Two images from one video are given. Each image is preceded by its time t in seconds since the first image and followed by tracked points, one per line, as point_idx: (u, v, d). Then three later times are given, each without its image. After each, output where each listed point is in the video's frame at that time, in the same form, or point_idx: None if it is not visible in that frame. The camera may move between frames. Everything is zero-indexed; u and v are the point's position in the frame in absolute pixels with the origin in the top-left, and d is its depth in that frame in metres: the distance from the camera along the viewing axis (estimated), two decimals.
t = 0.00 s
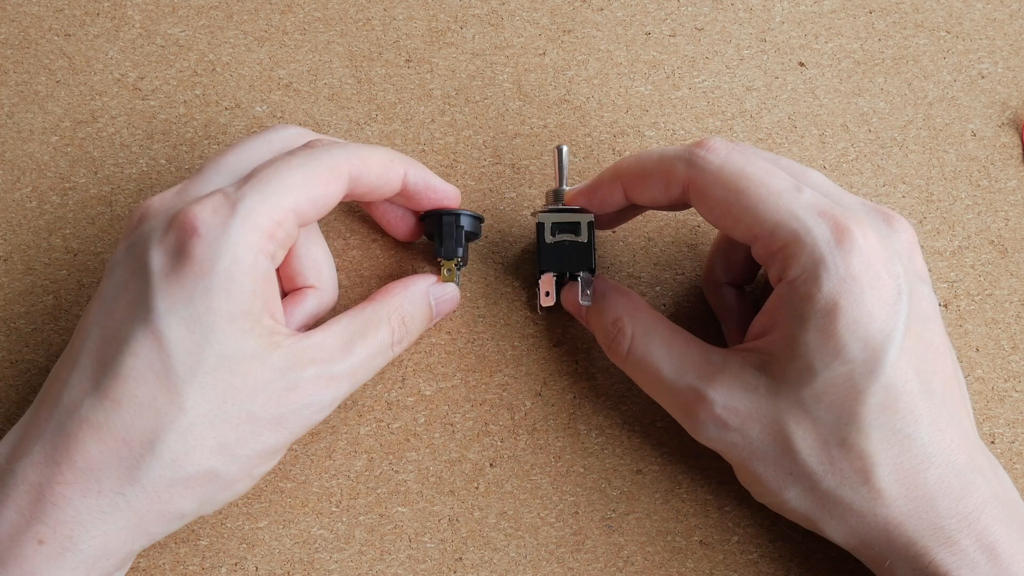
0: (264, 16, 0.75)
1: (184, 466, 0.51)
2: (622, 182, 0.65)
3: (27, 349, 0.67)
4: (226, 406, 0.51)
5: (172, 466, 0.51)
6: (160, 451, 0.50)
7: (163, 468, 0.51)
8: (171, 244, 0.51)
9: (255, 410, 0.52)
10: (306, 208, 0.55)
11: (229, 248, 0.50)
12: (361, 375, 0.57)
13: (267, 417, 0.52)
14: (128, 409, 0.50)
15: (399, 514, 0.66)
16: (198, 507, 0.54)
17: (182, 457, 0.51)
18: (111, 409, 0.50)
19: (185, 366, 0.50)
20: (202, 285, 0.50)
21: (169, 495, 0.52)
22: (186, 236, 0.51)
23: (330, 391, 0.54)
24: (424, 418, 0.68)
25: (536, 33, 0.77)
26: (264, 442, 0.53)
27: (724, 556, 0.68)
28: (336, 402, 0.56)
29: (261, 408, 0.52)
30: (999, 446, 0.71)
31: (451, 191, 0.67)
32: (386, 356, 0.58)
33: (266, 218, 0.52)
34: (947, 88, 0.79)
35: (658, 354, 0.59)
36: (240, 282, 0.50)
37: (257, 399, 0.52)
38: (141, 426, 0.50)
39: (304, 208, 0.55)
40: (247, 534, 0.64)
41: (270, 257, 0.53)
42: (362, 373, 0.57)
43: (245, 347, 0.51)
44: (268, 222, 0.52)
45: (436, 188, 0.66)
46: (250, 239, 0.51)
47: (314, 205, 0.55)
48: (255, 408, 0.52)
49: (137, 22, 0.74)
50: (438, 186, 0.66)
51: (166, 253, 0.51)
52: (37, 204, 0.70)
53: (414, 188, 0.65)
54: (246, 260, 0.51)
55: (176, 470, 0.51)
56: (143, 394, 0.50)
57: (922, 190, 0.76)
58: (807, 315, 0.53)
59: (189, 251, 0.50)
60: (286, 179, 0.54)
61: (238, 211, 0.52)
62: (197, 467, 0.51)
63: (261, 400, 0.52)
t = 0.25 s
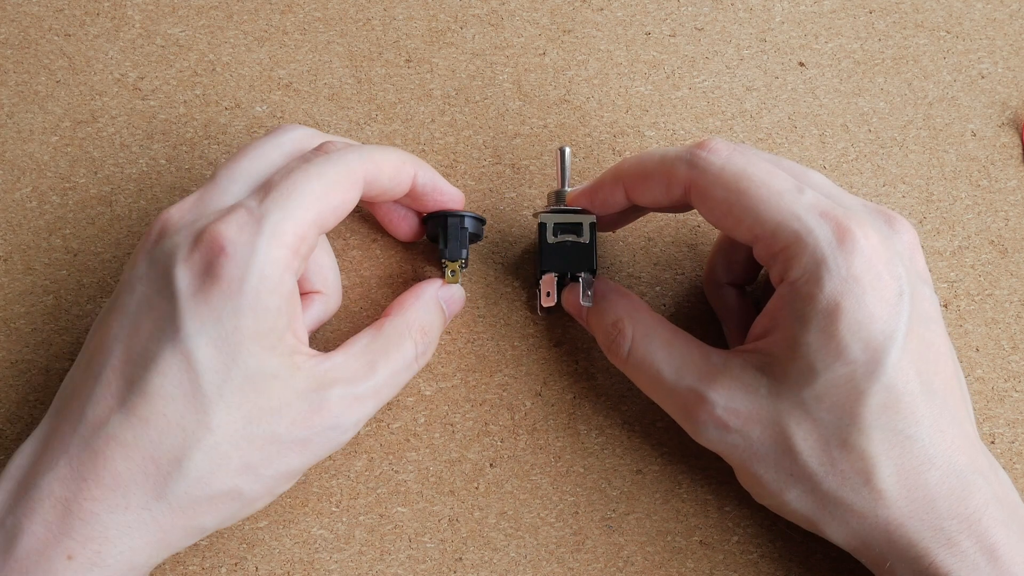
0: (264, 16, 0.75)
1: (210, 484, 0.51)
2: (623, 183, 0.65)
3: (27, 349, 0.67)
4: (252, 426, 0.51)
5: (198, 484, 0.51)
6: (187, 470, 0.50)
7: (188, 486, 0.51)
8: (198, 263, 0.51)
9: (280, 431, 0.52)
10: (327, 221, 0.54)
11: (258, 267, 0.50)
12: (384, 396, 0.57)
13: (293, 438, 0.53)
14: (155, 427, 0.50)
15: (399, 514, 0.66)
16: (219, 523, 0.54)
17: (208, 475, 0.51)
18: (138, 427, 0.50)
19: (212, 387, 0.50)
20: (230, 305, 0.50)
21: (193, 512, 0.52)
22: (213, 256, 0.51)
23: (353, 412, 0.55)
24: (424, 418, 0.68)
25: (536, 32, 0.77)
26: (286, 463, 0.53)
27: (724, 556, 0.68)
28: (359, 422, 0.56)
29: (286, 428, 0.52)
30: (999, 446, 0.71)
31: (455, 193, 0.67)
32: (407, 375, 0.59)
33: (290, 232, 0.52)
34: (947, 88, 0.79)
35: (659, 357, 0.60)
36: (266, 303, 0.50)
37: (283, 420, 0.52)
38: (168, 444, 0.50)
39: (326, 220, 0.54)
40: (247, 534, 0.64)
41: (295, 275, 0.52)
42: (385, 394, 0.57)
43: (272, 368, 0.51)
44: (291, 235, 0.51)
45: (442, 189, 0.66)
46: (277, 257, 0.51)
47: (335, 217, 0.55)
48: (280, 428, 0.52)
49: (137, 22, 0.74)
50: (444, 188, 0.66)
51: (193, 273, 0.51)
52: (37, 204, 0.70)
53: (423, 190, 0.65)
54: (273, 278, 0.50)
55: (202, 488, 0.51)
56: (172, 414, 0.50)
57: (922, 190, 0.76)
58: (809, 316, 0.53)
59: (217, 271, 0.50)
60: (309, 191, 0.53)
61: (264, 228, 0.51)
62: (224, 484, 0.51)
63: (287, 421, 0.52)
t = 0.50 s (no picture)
0: (264, 16, 0.75)
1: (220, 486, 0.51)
2: (623, 183, 0.65)
3: (27, 349, 0.67)
4: (262, 429, 0.51)
5: (208, 486, 0.51)
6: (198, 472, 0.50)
7: (199, 488, 0.51)
8: (208, 267, 0.51)
9: (290, 433, 0.52)
10: (335, 226, 0.54)
11: (269, 272, 0.50)
12: (393, 402, 0.57)
13: (301, 441, 0.53)
14: (166, 431, 0.50)
15: (399, 514, 0.66)
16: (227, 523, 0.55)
17: (218, 478, 0.51)
18: (149, 431, 0.50)
19: (223, 391, 0.50)
20: (241, 311, 0.50)
21: (203, 513, 0.52)
22: (225, 260, 0.50)
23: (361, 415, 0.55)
24: (424, 418, 0.68)
25: (536, 32, 0.77)
26: (294, 464, 0.54)
27: (724, 556, 0.68)
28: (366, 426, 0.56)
29: (296, 431, 0.52)
30: (999, 446, 0.71)
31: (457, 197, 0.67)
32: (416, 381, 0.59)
33: (300, 238, 0.51)
34: (947, 88, 0.79)
35: (659, 357, 0.60)
36: (277, 308, 0.50)
37: (293, 424, 0.52)
38: (179, 447, 0.50)
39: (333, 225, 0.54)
40: (247, 534, 0.64)
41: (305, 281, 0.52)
42: (394, 399, 0.57)
43: (282, 374, 0.51)
44: (301, 241, 0.51)
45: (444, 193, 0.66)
46: (287, 262, 0.50)
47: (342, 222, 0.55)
48: (290, 431, 0.52)
49: (137, 22, 0.74)
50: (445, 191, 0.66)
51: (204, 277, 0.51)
52: (37, 204, 0.70)
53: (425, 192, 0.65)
54: (284, 283, 0.50)
55: (212, 489, 0.51)
56: (183, 418, 0.50)
57: (922, 190, 0.76)
58: (809, 316, 0.53)
59: (227, 276, 0.50)
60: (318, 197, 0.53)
61: (274, 233, 0.51)
62: (233, 486, 0.52)
63: (296, 424, 0.52)
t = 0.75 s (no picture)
0: (264, 16, 0.75)
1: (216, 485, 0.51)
2: (623, 185, 0.65)
3: (27, 349, 0.67)
4: (258, 429, 0.51)
5: (204, 486, 0.51)
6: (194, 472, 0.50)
7: (194, 488, 0.51)
8: (202, 266, 0.51)
9: (285, 433, 0.52)
10: (331, 225, 0.54)
11: (264, 272, 0.50)
12: (390, 403, 0.57)
13: (297, 440, 0.53)
14: (163, 430, 0.50)
15: (399, 514, 0.66)
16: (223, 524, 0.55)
17: (213, 477, 0.51)
18: (144, 431, 0.50)
19: (218, 390, 0.50)
20: (235, 310, 0.49)
21: (199, 513, 0.52)
22: (218, 260, 0.50)
23: (357, 416, 0.55)
24: (424, 418, 0.68)
25: (536, 32, 0.77)
26: (289, 464, 0.54)
27: (724, 556, 0.68)
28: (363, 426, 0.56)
29: (292, 431, 0.52)
30: (999, 446, 0.71)
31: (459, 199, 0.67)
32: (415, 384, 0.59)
33: (295, 236, 0.51)
34: (947, 88, 0.79)
35: (660, 357, 0.60)
36: (272, 307, 0.50)
37: (289, 424, 0.52)
38: (175, 447, 0.50)
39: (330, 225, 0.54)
40: (247, 534, 0.64)
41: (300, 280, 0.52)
42: (392, 400, 0.57)
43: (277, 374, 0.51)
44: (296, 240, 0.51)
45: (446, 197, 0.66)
46: (281, 261, 0.50)
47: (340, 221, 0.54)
48: (285, 431, 0.52)
49: (137, 22, 0.74)
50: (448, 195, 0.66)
51: (198, 277, 0.51)
52: (37, 204, 0.70)
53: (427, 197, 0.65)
54: (278, 282, 0.50)
55: (207, 489, 0.51)
56: (178, 417, 0.50)
57: (922, 190, 0.76)
58: (810, 317, 0.53)
59: (221, 276, 0.50)
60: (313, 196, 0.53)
61: (268, 232, 0.51)
62: (229, 486, 0.52)
63: (292, 424, 0.52)
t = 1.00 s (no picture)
0: (264, 16, 0.75)
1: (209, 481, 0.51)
2: (623, 184, 0.65)
3: (27, 349, 0.67)
4: (252, 425, 0.51)
5: (198, 482, 0.51)
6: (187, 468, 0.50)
7: (188, 484, 0.51)
8: (194, 261, 0.51)
9: (279, 429, 0.52)
10: (326, 221, 0.54)
11: (256, 267, 0.50)
12: (386, 400, 0.57)
13: (291, 437, 0.53)
14: (154, 426, 0.50)
15: (399, 514, 0.66)
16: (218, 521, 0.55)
17: (207, 474, 0.51)
18: (137, 427, 0.50)
19: (210, 385, 0.50)
20: (227, 305, 0.49)
21: (194, 510, 0.52)
22: (209, 254, 0.50)
23: (352, 412, 0.55)
24: (424, 418, 0.68)
25: (536, 32, 0.77)
26: (284, 460, 0.54)
27: (724, 556, 0.68)
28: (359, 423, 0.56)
29: (286, 427, 0.52)
30: (999, 446, 0.71)
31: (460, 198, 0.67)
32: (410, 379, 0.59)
33: (288, 231, 0.51)
34: (947, 88, 0.79)
35: (660, 358, 0.60)
36: (265, 302, 0.50)
37: (283, 419, 0.52)
38: (168, 443, 0.50)
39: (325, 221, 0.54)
40: (247, 534, 0.64)
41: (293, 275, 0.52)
42: (387, 397, 0.57)
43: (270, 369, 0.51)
44: (289, 235, 0.51)
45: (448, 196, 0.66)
46: (273, 256, 0.50)
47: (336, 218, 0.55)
48: (279, 427, 0.52)
49: (137, 22, 0.74)
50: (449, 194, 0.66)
51: (190, 271, 0.51)
52: (37, 204, 0.70)
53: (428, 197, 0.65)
54: (271, 277, 0.50)
55: (201, 485, 0.51)
56: (171, 413, 0.50)
57: (922, 190, 0.76)
58: (812, 317, 0.53)
59: (213, 271, 0.50)
60: (307, 192, 0.53)
61: (260, 227, 0.51)
62: (222, 482, 0.52)
63: (286, 420, 0.52)
